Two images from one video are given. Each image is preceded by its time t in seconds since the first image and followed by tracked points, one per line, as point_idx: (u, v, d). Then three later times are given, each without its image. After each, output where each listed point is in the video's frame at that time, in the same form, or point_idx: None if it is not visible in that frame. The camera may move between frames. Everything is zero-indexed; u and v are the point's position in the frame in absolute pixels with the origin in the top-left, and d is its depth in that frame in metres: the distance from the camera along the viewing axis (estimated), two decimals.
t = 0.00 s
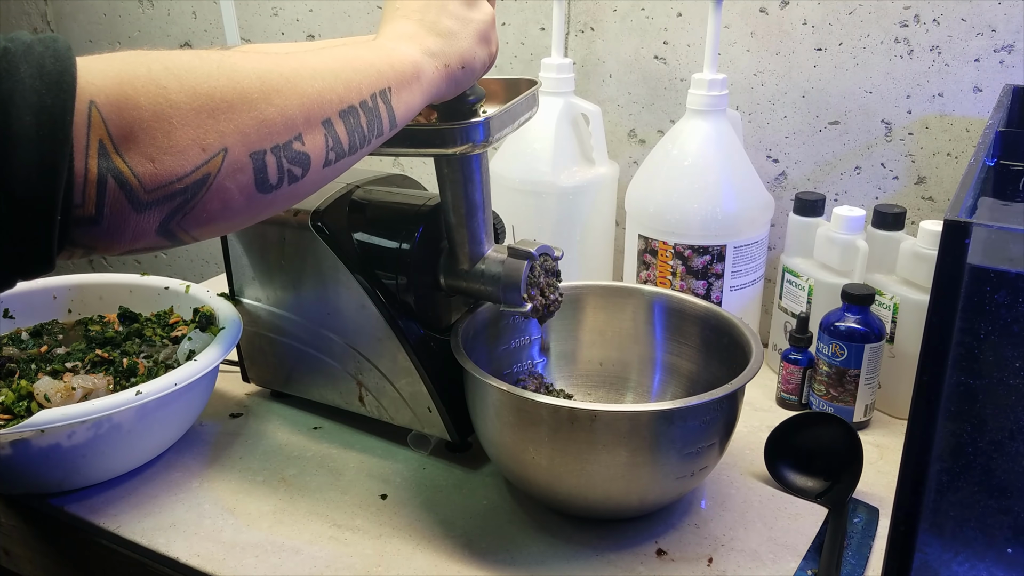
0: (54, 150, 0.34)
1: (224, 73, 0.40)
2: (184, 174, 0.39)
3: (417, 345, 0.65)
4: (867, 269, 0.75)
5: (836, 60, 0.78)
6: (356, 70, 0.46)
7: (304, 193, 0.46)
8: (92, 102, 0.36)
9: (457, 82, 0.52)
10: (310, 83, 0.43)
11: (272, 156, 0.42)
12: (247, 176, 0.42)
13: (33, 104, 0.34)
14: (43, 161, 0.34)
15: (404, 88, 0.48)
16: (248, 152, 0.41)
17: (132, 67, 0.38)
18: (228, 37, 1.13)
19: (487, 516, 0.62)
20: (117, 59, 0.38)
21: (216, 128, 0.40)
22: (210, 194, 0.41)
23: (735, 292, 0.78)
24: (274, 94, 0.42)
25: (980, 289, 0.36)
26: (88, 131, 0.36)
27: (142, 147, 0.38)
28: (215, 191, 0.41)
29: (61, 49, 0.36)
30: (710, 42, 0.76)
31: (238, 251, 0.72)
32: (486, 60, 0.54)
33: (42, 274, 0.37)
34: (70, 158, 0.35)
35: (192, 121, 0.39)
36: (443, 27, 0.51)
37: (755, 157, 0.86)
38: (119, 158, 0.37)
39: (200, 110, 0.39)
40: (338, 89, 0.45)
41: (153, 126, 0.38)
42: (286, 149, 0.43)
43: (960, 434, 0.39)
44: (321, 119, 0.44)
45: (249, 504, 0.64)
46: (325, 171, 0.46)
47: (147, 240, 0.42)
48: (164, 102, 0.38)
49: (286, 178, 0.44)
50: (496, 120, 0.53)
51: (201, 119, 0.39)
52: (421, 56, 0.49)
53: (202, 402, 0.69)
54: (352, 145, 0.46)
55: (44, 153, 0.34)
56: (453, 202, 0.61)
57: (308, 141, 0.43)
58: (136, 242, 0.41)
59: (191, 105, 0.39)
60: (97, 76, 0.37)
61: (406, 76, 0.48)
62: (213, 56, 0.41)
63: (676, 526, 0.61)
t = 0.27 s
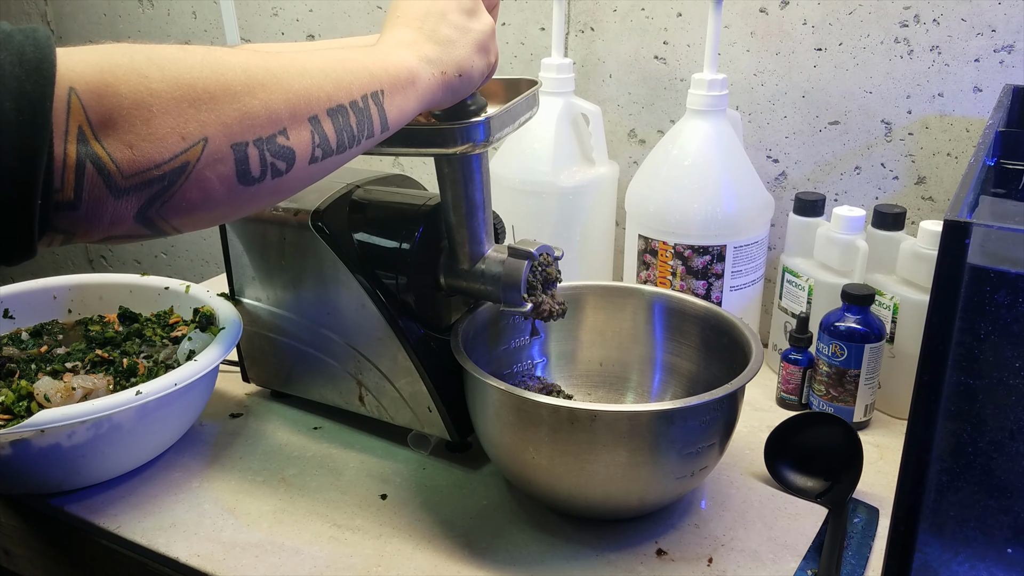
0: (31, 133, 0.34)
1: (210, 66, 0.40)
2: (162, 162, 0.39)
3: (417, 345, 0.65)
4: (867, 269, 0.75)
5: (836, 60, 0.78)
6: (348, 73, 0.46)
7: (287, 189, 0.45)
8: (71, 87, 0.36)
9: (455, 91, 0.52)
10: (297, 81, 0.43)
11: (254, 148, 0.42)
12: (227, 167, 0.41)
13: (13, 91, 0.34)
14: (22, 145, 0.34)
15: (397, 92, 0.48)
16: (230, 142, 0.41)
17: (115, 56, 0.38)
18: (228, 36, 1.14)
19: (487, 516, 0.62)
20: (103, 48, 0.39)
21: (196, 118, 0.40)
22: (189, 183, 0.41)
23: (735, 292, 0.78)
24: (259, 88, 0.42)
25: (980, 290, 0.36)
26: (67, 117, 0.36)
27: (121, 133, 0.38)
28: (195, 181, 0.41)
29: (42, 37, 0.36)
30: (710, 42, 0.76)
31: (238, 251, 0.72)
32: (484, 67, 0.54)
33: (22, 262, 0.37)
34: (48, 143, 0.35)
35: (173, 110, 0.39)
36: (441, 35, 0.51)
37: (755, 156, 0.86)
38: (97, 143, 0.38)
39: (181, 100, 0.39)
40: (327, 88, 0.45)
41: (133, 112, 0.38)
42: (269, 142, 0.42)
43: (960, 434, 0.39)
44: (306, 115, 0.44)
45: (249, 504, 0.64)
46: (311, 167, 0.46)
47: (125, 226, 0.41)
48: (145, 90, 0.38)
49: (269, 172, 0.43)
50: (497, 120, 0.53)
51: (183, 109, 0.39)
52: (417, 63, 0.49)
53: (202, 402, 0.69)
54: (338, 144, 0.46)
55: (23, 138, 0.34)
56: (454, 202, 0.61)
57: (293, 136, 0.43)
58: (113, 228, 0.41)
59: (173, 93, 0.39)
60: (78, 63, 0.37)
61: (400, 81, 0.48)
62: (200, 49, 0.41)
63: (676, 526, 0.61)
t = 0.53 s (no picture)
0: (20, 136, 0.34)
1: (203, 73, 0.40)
2: (151, 167, 0.39)
3: (417, 344, 0.65)
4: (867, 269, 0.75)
5: (836, 60, 0.78)
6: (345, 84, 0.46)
7: (278, 196, 0.45)
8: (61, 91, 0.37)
9: (452, 101, 0.53)
10: (290, 89, 0.44)
11: (245, 154, 0.42)
12: (217, 172, 0.41)
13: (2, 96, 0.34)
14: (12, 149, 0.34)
15: (393, 102, 0.48)
16: (219, 148, 0.41)
17: (106, 62, 0.38)
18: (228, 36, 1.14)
19: (487, 516, 0.62)
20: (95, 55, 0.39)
21: (187, 123, 0.40)
22: (178, 187, 0.41)
23: (735, 291, 0.78)
24: (250, 95, 0.42)
25: (980, 289, 0.36)
26: (56, 121, 0.37)
27: (110, 137, 0.38)
28: (184, 186, 0.41)
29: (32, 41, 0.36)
30: (710, 42, 0.76)
31: (238, 250, 0.72)
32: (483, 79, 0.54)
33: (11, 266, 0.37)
34: (36, 147, 0.35)
35: (163, 115, 0.39)
36: (440, 47, 0.52)
37: (755, 156, 0.86)
38: (85, 147, 0.38)
39: (172, 106, 0.39)
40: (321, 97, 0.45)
41: (122, 116, 0.38)
42: (260, 149, 0.42)
43: (960, 434, 0.39)
44: (298, 123, 0.44)
45: (249, 504, 0.64)
46: (302, 174, 0.46)
47: (114, 229, 0.41)
48: (135, 94, 0.38)
49: (259, 179, 0.43)
50: (497, 119, 0.53)
51: (174, 114, 0.39)
52: (414, 73, 0.50)
53: (202, 402, 0.69)
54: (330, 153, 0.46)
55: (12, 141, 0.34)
56: (453, 201, 0.61)
57: (284, 143, 0.43)
58: (101, 231, 0.41)
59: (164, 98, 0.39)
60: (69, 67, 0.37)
61: (396, 91, 0.48)
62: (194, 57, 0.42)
63: (676, 526, 0.61)
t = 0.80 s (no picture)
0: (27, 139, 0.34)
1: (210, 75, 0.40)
2: (160, 168, 0.39)
3: (417, 344, 0.65)
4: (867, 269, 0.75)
5: (836, 60, 0.78)
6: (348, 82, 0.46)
7: (283, 197, 0.45)
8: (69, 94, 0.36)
9: (452, 102, 0.53)
10: (295, 89, 0.44)
11: (252, 155, 0.42)
12: (226, 174, 0.41)
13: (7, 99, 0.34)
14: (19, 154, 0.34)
15: (395, 101, 0.48)
16: (228, 150, 0.41)
17: (112, 63, 0.38)
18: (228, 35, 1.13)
19: (487, 516, 0.62)
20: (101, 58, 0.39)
21: (194, 125, 0.40)
22: (187, 189, 0.41)
23: (735, 292, 0.79)
24: (258, 96, 0.42)
25: (980, 290, 0.36)
26: (65, 123, 0.36)
27: (119, 139, 0.38)
28: (192, 188, 0.41)
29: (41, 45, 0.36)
30: (710, 42, 0.76)
31: (238, 250, 0.72)
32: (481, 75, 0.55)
33: (16, 270, 0.37)
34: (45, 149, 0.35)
35: (172, 118, 0.39)
36: (440, 48, 0.52)
37: (755, 156, 0.86)
38: (95, 150, 0.37)
39: (180, 107, 0.39)
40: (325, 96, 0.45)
41: (131, 120, 0.38)
42: (267, 150, 0.42)
43: (960, 434, 0.39)
44: (305, 124, 0.44)
45: (250, 504, 0.64)
46: (308, 175, 0.46)
47: (122, 232, 0.41)
48: (143, 97, 0.38)
49: (267, 179, 0.43)
50: (496, 116, 0.53)
51: (182, 117, 0.39)
52: (415, 73, 0.50)
53: (202, 402, 0.69)
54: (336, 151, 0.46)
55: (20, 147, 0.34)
56: (453, 200, 0.61)
57: (291, 143, 0.43)
58: (112, 233, 0.41)
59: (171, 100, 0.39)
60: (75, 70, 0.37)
61: (399, 90, 0.48)
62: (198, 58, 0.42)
63: (676, 526, 0.61)
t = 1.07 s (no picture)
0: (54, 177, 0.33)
1: (188, 28, 0.37)
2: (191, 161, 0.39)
3: (417, 344, 0.64)
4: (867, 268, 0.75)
5: (836, 60, 0.78)
6: None
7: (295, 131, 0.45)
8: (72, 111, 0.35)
9: None
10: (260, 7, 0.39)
11: (266, 113, 0.41)
12: (249, 146, 0.42)
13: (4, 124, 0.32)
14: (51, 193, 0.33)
15: None
16: (244, 120, 0.40)
17: (90, 50, 0.35)
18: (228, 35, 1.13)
19: (487, 516, 0.62)
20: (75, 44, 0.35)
21: (210, 104, 0.38)
22: (221, 175, 0.41)
23: (735, 291, 0.78)
24: (253, 48, 0.39)
25: (980, 290, 0.36)
26: (75, 146, 0.36)
27: (137, 146, 0.37)
28: (223, 170, 0.41)
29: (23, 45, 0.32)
30: (710, 42, 0.76)
31: (237, 249, 0.72)
32: None
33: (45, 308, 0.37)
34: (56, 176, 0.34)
35: (183, 104, 0.37)
36: None
37: (755, 156, 0.86)
38: (114, 166, 0.37)
39: (182, 88, 0.37)
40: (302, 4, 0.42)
41: (144, 121, 0.37)
42: (280, 98, 0.42)
43: (960, 434, 0.39)
44: (299, 52, 0.42)
45: (250, 504, 0.64)
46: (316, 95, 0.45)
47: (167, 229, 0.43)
48: (151, 95, 0.36)
49: (284, 127, 0.43)
50: (493, 111, 0.53)
51: (188, 101, 0.37)
52: None
53: (202, 402, 0.69)
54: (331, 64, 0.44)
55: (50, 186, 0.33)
56: (452, 196, 0.61)
57: (295, 79, 0.42)
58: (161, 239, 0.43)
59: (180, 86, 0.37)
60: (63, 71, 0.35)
61: None
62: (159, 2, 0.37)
63: (676, 526, 0.60)
